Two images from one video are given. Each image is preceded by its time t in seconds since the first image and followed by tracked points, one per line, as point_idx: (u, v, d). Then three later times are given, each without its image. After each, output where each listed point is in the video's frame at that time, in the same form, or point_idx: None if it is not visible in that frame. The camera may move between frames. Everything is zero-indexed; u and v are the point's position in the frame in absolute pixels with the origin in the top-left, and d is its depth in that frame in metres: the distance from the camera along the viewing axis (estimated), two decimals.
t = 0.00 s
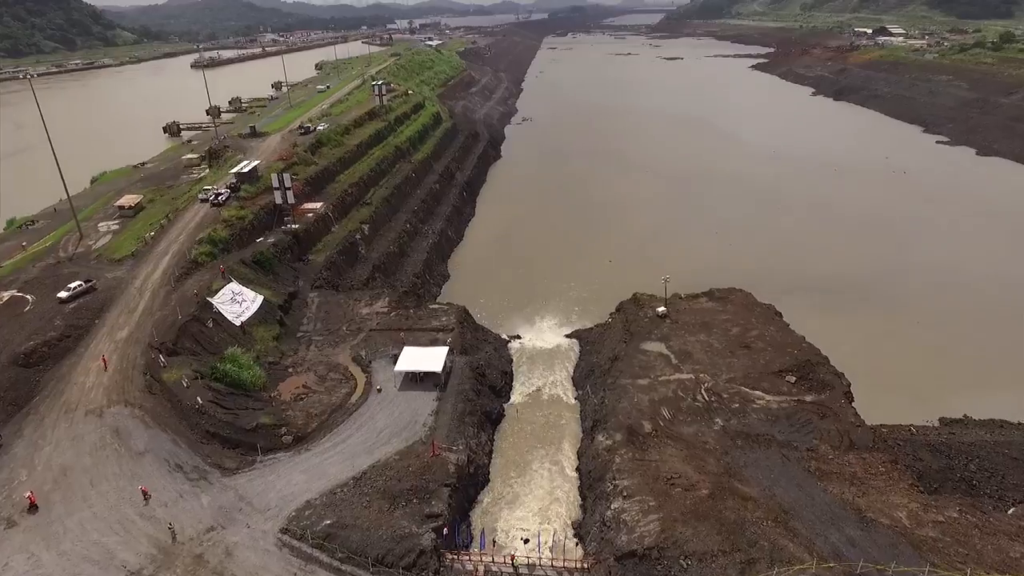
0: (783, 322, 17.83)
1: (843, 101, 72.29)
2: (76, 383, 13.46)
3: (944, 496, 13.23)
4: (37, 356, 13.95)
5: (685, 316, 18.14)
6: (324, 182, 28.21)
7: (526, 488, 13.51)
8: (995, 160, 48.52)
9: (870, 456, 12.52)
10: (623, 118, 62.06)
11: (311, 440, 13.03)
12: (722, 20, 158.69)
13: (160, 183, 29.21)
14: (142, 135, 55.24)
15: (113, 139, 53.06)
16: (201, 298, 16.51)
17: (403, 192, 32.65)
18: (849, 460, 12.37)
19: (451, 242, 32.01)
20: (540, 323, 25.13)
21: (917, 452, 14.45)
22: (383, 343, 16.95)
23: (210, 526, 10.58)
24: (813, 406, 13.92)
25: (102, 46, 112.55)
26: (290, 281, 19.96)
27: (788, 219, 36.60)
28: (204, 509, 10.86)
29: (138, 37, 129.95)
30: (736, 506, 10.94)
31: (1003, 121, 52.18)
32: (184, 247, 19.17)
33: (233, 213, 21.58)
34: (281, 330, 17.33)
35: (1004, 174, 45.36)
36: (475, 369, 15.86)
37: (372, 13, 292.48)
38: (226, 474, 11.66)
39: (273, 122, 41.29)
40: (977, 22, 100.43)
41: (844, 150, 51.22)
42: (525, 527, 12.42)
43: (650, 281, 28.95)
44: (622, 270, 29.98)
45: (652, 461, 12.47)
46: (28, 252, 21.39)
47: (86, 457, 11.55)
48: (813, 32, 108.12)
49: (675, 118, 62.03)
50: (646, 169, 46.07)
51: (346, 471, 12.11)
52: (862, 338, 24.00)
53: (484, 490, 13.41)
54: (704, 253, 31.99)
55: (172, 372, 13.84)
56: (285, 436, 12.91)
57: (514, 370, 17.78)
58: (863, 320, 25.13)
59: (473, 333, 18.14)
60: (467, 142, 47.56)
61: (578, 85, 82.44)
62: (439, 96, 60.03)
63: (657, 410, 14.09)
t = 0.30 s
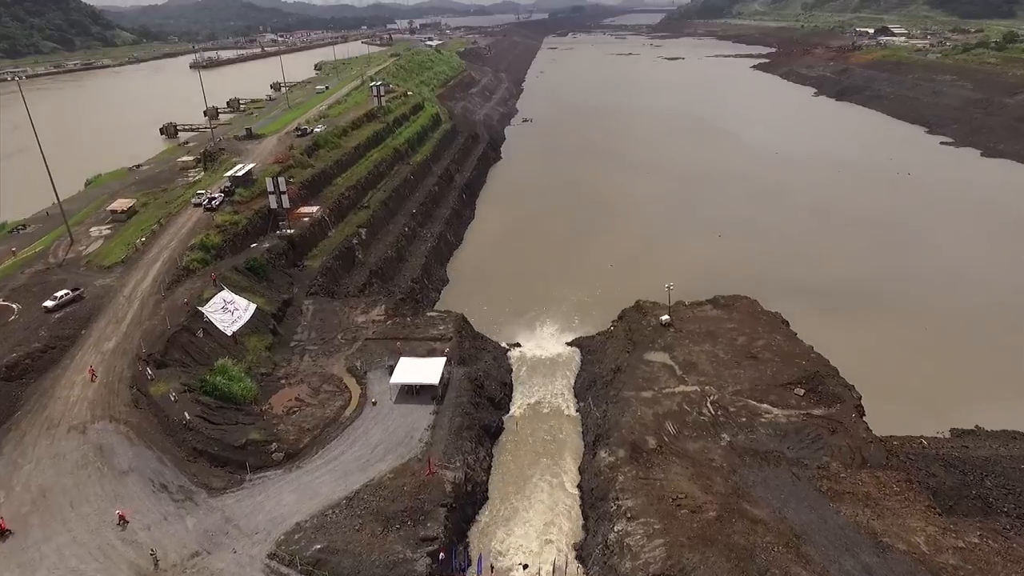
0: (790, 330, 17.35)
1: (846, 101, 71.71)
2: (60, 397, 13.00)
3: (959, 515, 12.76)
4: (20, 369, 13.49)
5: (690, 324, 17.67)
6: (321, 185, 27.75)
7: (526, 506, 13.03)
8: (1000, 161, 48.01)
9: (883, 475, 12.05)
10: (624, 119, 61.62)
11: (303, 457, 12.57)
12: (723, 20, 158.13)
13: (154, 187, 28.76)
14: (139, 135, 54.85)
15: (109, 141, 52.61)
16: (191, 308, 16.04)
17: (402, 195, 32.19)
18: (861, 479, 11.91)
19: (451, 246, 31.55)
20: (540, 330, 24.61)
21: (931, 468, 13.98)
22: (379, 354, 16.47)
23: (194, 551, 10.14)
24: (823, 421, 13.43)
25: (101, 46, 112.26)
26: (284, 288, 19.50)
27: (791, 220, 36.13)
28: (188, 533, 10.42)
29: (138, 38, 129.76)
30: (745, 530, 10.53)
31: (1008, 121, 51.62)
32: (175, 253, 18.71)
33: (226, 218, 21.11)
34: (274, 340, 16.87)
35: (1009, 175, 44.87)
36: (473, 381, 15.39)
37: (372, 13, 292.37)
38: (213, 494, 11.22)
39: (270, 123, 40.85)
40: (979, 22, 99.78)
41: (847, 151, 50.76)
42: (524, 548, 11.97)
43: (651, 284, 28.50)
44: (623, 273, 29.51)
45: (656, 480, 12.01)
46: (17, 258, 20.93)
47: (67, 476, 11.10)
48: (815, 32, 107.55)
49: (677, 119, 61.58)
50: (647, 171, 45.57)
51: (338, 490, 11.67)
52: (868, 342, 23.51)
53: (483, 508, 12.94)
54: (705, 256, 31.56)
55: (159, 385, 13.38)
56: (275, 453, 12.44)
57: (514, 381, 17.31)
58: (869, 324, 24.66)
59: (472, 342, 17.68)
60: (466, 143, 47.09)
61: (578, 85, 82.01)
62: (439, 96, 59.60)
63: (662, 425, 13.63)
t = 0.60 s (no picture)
0: (798, 340, 16.85)
1: (850, 101, 71.11)
2: (41, 414, 12.53)
3: (976, 536, 12.25)
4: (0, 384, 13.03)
5: (694, 334, 17.16)
6: (317, 189, 27.25)
7: (526, 526, 12.54)
8: (1005, 162, 47.48)
9: (898, 496, 11.55)
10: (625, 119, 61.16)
11: (293, 476, 12.09)
12: (725, 20, 157.34)
13: (149, 190, 28.29)
14: (137, 136, 54.42)
15: (106, 142, 52.17)
16: (180, 317, 15.55)
17: (400, 198, 31.69)
18: (875, 501, 11.43)
19: (450, 249, 31.05)
20: (540, 337, 24.06)
21: (946, 485, 13.48)
22: (375, 365, 15.97)
23: None
24: (835, 437, 12.93)
25: (101, 46, 111.87)
26: (278, 296, 19.01)
27: (794, 222, 35.52)
28: (170, 561, 9.98)
29: (138, 39, 129.44)
30: (754, 559, 10.15)
31: (1014, 122, 51.07)
32: (166, 261, 18.24)
33: (219, 224, 20.61)
34: (266, 350, 16.38)
35: (1013, 176, 44.41)
36: (471, 394, 14.90)
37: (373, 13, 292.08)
38: (198, 518, 10.76)
39: (268, 125, 40.39)
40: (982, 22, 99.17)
41: (850, 152, 50.18)
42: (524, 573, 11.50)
43: (653, 288, 27.93)
44: (624, 276, 28.94)
45: (661, 502, 11.55)
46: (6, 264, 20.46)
47: (45, 499, 10.64)
48: (817, 32, 106.98)
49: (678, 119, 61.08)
50: (648, 172, 45.02)
51: (329, 513, 11.20)
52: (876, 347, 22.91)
53: (481, 529, 12.45)
54: (708, 258, 30.99)
55: (145, 400, 12.89)
56: (263, 472, 11.96)
57: (513, 393, 16.80)
58: (875, 328, 24.06)
59: (471, 353, 17.19)
60: (466, 145, 46.57)
61: (579, 85, 81.49)
62: (439, 97, 59.11)
63: (666, 441, 13.15)
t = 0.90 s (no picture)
0: (807, 352, 16.33)
1: (854, 101, 70.48)
2: (21, 431, 12.06)
3: (996, 561, 11.73)
4: None
5: (699, 346, 16.65)
6: (314, 193, 26.77)
7: (525, 547, 12.06)
8: (1011, 164, 46.87)
9: (914, 520, 11.05)
10: (626, 120, 60.62)
11: (282, 497, 11.61)
12: (727, 20, 156.69)
13: (143, 194, 27.83)
14: (135, 137, 53.98)
15: (103, 143, 51.69)
16: (169, 329, 15.07)
17: (399, 201, 31.18)
18: (890, 526, 10.93)
19: (450, 254, 30.52)
20: (541, 346, 23.52)
21: (963, 505, 12.96)
22: (370, 378, 15.47)
23: None
24: (847, 457, 12.40)
25: (101, 47, 111.55)
26: (271, 305, 18.52)
27: (799, 224, 34.90)
28: None
29: (138, 39, 129.13)
30: None
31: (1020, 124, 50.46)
32: (156, 269, 17.76)
33: (212, 230, 20.13)
34: (258, 362, 15.89)
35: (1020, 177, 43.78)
36: (469, 409, 14.39)
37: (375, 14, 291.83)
38: (181, 544, 10.30)
39: (266, 127, 39.93)
40: (986, 22, 98.44)
41: (855, 153, 49.54)
42: None
43: (655, 292, 27.37)
44: (626, 280, 28.40)
45: (666, 527, 11.06)
46: None
47: (21, 524, 10.18)
48: (820, 32, 106.34)
49: (681, 120, 60.48)
50: (650, 173, 44.45)
51: (320, 538, 10.76)
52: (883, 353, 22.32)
53: (478, 552, 11.95)
54: (710, 260, 30.44)
55: (130, 416, 12.39)
56: (252, 494, 11.47)
57: (513, 406, 16.29)
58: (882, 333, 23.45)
59: (470, 364, 16.70)
60: (467, 147, 46.05)
61: (581, 86, 80.99)
62: (439, 98, 58.63)
63: (671, 460, 12.65)
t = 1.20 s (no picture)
0: (816, 365, 15.80)
1: (857, 102, 69.87)
2: None
3: None
4: None
5: (705, 358, 16.12)
6: (310, 198, 26.26)
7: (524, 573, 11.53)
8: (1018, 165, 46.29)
9: (933, 547, 10.52)
10: (627, 121, 60.09)
11: (269, 521, 11.10)
12: (729, 20, 156.03)
13: (137, 198, 27.32)
14: (133, 137, 53.55)
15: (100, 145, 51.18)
16: (156, 341, 14.55)
17: (397, 205, 30.69)
18: (908, 554, 10.40)
19: (448, 258, 29.99)
20: (541, 355, 22.99)
21: (981, 528, 12.41)
22: (363, 392, 14.96)
23: None
24: (861, 478, 11.87)
25: (102, 47, 111.15)
26: (264, 314, 18.00)
27: (804, 227, 34.27)
28: None
29: (139, 40, 128.76)
30: None
31: None
32: (145, 277, 17.25)
33: (204, 237, 19.63)
34: (248, 375, 15.37)
35: None
36: (465, 425, 13.87)
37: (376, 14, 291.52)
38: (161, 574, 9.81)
39: (263, 129, 39.52)
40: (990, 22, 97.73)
41: (860, 155, 48.94)
42: None
43: (657, 297, 26.84)
44: (627, 285, 27.83)
45: (670, 555, 10.55)
46: None
47: None
48: (822, 32, 105.70)
49: (683, 121, 59.93)
50: (651, 175, 43.97)
51: (308, 567, 10.26)
52: (890, 360, 21.61)
53: None
54: (715, 263, 29.83)
55: (112, 435, 11.88)
56: (237, 518, 10.98)
57: (512, 420, 15.76)
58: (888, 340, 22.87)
59: (467, 377, 16.20)
60: (467, 149, 45.53)
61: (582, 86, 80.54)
62: (440, 99, 58.12)
63: (677, 481, 12.15)
